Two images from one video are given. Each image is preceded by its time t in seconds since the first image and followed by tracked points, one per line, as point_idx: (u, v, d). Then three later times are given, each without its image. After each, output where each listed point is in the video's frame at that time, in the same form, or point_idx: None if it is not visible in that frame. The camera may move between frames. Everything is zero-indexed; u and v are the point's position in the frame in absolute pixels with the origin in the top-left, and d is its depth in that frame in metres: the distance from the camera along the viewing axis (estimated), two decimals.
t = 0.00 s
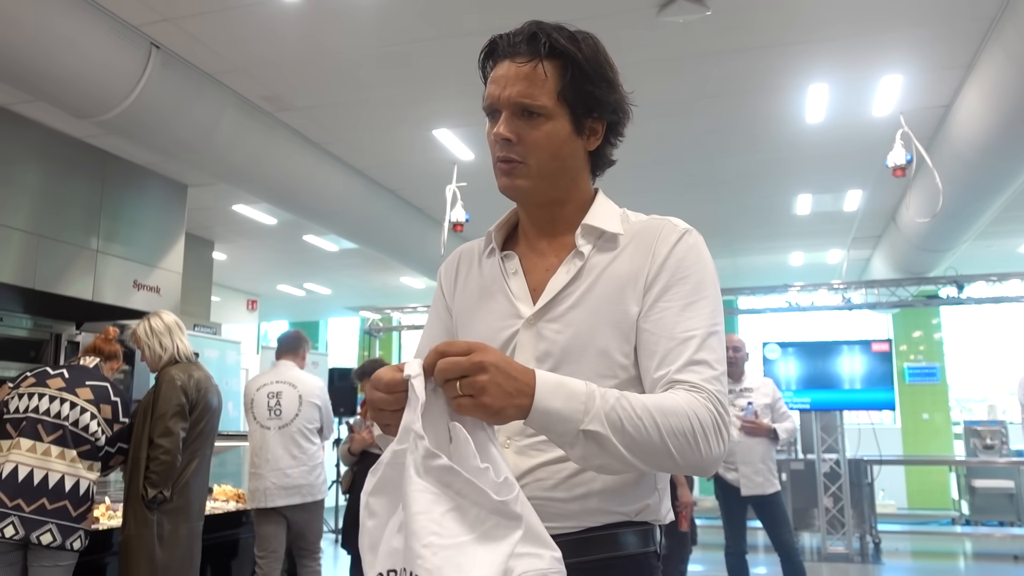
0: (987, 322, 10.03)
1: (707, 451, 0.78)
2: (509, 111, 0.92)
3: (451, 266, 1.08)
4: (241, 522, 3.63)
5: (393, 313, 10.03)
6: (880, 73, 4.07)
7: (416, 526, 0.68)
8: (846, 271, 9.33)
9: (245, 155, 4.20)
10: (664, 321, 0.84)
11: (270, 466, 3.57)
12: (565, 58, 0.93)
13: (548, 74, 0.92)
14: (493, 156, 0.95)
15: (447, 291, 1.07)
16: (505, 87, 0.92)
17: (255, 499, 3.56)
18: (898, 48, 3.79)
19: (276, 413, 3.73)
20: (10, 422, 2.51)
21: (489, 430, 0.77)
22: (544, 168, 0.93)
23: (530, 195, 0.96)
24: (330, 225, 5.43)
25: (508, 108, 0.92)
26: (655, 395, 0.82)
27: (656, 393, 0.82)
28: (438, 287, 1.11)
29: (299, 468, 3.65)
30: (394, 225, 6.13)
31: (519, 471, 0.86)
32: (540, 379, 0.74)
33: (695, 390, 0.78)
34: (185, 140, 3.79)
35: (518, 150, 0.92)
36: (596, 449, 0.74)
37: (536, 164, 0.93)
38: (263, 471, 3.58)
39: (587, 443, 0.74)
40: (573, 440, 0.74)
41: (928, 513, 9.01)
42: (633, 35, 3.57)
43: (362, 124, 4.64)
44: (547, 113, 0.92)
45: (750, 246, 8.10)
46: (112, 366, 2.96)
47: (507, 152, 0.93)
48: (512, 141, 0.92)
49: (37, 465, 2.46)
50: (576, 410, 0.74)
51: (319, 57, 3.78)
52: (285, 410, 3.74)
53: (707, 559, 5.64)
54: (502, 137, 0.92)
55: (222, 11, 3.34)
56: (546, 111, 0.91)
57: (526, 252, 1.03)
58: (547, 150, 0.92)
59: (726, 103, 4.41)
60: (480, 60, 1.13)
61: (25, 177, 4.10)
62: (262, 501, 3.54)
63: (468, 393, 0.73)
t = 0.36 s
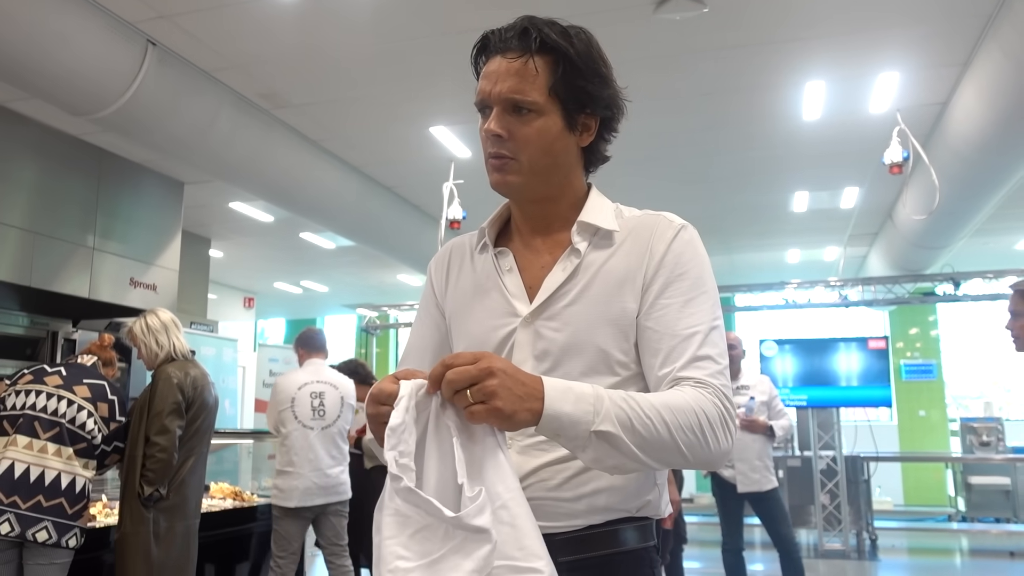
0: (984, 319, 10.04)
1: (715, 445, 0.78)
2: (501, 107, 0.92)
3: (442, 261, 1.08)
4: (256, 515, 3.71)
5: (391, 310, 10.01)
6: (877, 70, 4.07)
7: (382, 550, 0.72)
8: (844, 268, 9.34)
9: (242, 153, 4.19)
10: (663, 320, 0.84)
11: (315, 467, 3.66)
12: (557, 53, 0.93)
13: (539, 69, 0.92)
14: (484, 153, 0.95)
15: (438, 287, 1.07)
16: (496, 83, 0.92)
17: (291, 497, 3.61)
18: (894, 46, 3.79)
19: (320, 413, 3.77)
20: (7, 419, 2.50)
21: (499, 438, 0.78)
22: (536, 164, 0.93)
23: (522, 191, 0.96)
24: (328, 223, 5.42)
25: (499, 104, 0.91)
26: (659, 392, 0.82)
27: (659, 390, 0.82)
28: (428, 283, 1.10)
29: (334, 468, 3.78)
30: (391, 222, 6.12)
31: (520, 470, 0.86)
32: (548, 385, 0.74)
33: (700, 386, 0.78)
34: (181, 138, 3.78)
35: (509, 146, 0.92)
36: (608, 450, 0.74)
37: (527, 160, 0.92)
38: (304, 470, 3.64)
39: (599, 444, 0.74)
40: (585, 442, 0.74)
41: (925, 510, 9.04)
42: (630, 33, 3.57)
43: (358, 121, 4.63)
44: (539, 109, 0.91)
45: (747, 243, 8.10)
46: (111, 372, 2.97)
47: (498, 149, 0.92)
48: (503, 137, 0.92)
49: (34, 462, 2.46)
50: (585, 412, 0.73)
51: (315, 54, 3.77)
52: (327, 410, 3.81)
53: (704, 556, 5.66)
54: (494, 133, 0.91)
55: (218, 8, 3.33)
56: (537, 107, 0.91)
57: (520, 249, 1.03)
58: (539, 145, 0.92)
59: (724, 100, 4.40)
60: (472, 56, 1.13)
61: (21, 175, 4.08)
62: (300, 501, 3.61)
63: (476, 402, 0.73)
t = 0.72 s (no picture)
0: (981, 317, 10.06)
1: (713, 443, 0.78)
2: (491, 106, 0.92)
3: (438, 260, 1.08)
4: (257, 513, 3.72)
5: (388, 308, 10.02)
6: (874, 68, 4.07)
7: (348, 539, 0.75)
8: (841, 265, 9.35)
9: (238, 150, 4.19)
10: (657, 318, 0.84)
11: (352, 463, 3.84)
12: (545, 50, 0.93)
13: (527, 67, 0.92)
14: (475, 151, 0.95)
15: (434, 285, 1.07)
16: (486, 82, 0.92)
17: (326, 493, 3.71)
18: (892, 43, 3.79)
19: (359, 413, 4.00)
20: (4, 416, 2.50)
21: (495, 445, 0.78)
22: (526, 161, 0.93)
23: (513, 189, 0.96)
24: (325, 220, 5.42)
25: (489, 103, 0.92)
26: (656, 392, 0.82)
27: (656, 389, 0.82)
28: (423, 281, 1.11)
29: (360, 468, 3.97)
30: (388, 220, 6.12)
31: (517, 469, 0.86)
32: (546, 385, 0.75)
33: (698, 385, 0.79)
34: (178, 135, 3.77)
35: (499, 144, 0.92)
36: (608, 448, 0.75)
37: (517, 158, 0.93)
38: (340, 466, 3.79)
39: (600, 442, 0.74)
40: (585, 441, 0.74)
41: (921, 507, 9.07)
42: (627, 30, 3.57)
43: (355, 118, 4.62)
44: (528, 107, 0.91)
45: (744, 240, 8.11)
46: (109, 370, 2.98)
47: (489, 147, 0.93)
48: (491, 135, 0.92)
49: (30, 460, 2.46)
50: (584, 411, 0.74)
51: (312, 52, 3.76)
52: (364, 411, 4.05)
53: (701, 553, 5.67)
54: (483, 131, 0.92)
55: (214, 6, 3.32)
56: (526, 105, 0.91)
57: (515, 247, 1.03)
58: (528, 143, 0.92)
59: (721, 97, 4.40)
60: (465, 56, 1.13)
61: (17, 172, 4.07)
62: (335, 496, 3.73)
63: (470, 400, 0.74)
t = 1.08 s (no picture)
0: (979, 315, 10.07)
1: (704, 444, 0.78)
2: (490, 104, 0.92)
3: (438, 259, 1.08)
4: (256, 511, 3.71)
5: (387, 306, 10.01)
6: (874, 66, 4.07)
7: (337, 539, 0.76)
8: (839, 263, 9.35)
9: (237, 148, 4.18)
10: (655, 318, 0.84)
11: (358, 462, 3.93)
12: (544, 50, 0.92)
13: (526, 67, 0.92)
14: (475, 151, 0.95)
15: (433, 284, 1.07)
16: (485, 80, 0.92)
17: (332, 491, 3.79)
18: (890, 41, 3.79)
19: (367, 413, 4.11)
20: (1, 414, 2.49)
21: (484, 437, 0.78)
22: (526, 160, 0.93)
23: (513, 189, 0.96)
24: (324, 218, 5.41)
25: (488, 102, 0.92)
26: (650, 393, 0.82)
27: (651, 390, 0.82)
28: (424, 280, 1.10)
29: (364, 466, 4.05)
30: (387, 218, 6.12)
31: (512, 468, 0.86)
32: (534, 385, 0.75)
33: (689, 386, 0.78)
34: (176, 133, 3.77)
35: (498, 145, 0.92)
36: (598, 448, 0.75)
37: (515, 156, 0.92)
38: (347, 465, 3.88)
39: (589, 443, 0.75)
40: (575, 442, 0.75)
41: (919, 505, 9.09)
42: (626, 28, 3.56)
43: (353, 116, 4.62)
44: (527, 107, 0.91)
45: (742, 239, 8.11)
46: (110, 369, 2.97)
47: (489, 147, 0.93)
48: (491, 135, 0.92)
49: (27, 458, 2.45)
50: (573, 413, 0.74)
51: (310, 49, 3.76)
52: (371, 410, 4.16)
53: (699, 551, 5.68)
54: (482, 130, 0.92)
55: (213, 3, 3.31)
56: (525, 105, 0.91)
57: (514, 246, 1.03)
58: (527, 142, 0.92)
59: (720, 95, 4.40)
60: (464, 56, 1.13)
61: (15, 170, 4.06)
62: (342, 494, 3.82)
63: (461, 399, 0.74)
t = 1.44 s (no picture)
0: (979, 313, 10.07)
1: (701, 445, 0.78)
2: (492, 101, 0.92)
3: (439, 257, 1.08)
4: (255, 510, 3.71)
5: (387, 305, 10.02)
6: (873, 64, 4.07)
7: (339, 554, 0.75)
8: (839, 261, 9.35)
9: (236, 147, 4.18)
10: (656, 317, 0.84)
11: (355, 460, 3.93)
12: (548, 48, 0.92)
13: (529, 65, 0.92)
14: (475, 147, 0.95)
15: (434, 281, 1.07)
16: (487, 77, 0.92)
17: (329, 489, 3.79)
18: (890, 39, 3.78)
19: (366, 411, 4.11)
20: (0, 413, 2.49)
21: (481, 445, 0.79)
22: (526, 157, 0.93)
23: (513, 186, 0.96)
24: (323, 216, 5.41)
25: (489, 99, 0.92)
26: (648, 392, 0.82)
27: (649, 391, 0.82)
28: (425, 277, 1.11)
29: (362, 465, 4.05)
30: (387, 216, 6.11)
31: (511, 468, 0.86)
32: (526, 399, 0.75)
33: (686, 386, 0.78)
34: (175, 131, 3.76)
35: (497, 140, 0.92)
36: (594, 452, 0.75)
37: (515, 154, 0.92)
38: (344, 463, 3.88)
39: (584, 447, 0.75)
40: (570, 448, 0.75)
41: (918, 503, 9.10)
42: (625, 27, 3.56)
43: (353, 114, 4.61)
44: (528, 104, 0.91)
45: (742, 237, 8.11)
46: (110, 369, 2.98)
47: (487, 142, 0.93)
48: (490, 131, 0.92)
49: (26, 457, 2.45)
50: (569, 418, 0.74)
51: (309, 48, 3.75)
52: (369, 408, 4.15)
53: (698, 549, 5.68)
54: (482, 126, 0.92)
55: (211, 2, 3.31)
56: (526, 102, 0.91)
57: (515, 246, 1.03)
58: (528, 139, 0.92)
59: (719, 94, 4.40)
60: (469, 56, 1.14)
61: (14, 168, 4.06)
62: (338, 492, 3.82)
63: (459, 409, 0.74)
